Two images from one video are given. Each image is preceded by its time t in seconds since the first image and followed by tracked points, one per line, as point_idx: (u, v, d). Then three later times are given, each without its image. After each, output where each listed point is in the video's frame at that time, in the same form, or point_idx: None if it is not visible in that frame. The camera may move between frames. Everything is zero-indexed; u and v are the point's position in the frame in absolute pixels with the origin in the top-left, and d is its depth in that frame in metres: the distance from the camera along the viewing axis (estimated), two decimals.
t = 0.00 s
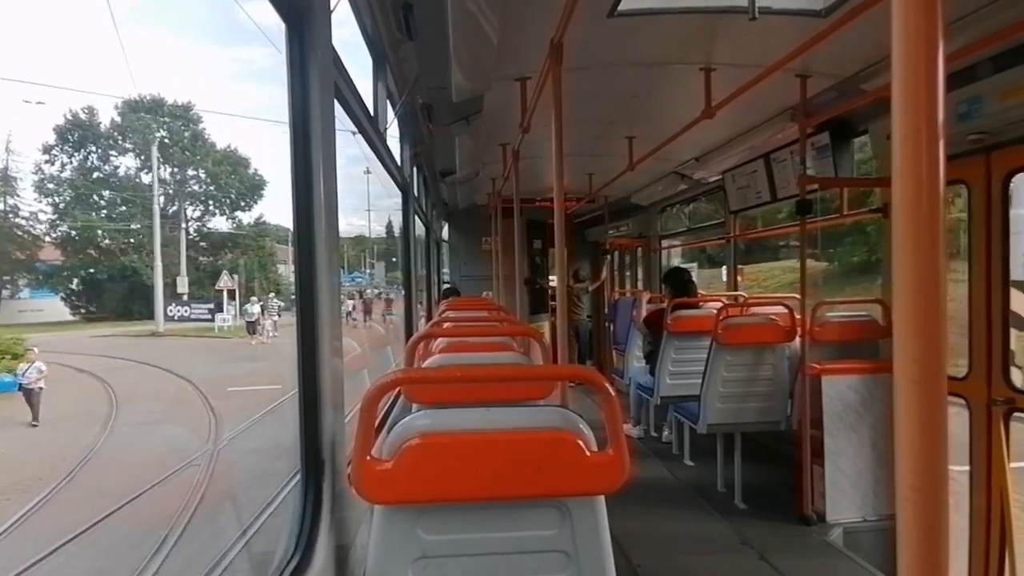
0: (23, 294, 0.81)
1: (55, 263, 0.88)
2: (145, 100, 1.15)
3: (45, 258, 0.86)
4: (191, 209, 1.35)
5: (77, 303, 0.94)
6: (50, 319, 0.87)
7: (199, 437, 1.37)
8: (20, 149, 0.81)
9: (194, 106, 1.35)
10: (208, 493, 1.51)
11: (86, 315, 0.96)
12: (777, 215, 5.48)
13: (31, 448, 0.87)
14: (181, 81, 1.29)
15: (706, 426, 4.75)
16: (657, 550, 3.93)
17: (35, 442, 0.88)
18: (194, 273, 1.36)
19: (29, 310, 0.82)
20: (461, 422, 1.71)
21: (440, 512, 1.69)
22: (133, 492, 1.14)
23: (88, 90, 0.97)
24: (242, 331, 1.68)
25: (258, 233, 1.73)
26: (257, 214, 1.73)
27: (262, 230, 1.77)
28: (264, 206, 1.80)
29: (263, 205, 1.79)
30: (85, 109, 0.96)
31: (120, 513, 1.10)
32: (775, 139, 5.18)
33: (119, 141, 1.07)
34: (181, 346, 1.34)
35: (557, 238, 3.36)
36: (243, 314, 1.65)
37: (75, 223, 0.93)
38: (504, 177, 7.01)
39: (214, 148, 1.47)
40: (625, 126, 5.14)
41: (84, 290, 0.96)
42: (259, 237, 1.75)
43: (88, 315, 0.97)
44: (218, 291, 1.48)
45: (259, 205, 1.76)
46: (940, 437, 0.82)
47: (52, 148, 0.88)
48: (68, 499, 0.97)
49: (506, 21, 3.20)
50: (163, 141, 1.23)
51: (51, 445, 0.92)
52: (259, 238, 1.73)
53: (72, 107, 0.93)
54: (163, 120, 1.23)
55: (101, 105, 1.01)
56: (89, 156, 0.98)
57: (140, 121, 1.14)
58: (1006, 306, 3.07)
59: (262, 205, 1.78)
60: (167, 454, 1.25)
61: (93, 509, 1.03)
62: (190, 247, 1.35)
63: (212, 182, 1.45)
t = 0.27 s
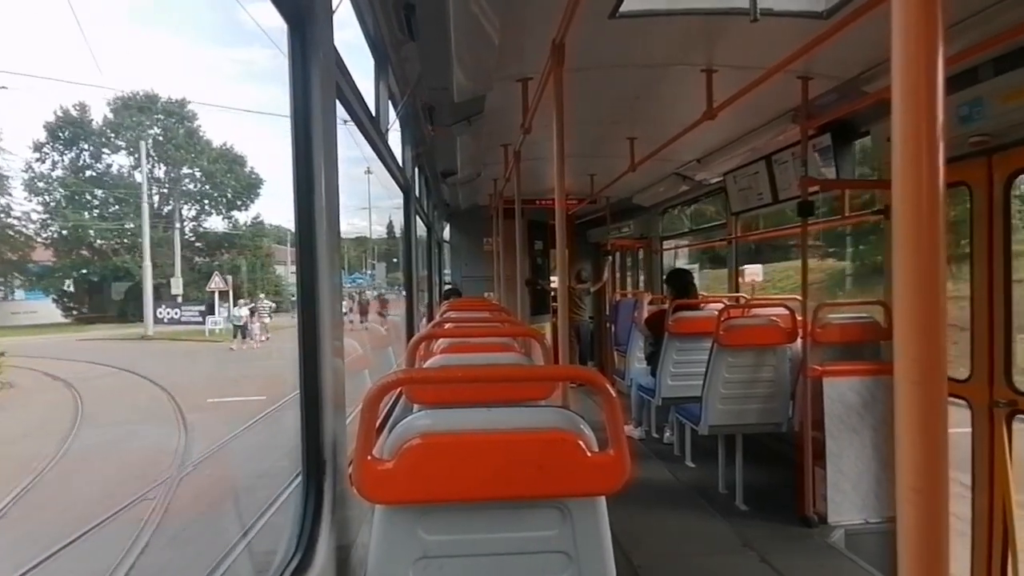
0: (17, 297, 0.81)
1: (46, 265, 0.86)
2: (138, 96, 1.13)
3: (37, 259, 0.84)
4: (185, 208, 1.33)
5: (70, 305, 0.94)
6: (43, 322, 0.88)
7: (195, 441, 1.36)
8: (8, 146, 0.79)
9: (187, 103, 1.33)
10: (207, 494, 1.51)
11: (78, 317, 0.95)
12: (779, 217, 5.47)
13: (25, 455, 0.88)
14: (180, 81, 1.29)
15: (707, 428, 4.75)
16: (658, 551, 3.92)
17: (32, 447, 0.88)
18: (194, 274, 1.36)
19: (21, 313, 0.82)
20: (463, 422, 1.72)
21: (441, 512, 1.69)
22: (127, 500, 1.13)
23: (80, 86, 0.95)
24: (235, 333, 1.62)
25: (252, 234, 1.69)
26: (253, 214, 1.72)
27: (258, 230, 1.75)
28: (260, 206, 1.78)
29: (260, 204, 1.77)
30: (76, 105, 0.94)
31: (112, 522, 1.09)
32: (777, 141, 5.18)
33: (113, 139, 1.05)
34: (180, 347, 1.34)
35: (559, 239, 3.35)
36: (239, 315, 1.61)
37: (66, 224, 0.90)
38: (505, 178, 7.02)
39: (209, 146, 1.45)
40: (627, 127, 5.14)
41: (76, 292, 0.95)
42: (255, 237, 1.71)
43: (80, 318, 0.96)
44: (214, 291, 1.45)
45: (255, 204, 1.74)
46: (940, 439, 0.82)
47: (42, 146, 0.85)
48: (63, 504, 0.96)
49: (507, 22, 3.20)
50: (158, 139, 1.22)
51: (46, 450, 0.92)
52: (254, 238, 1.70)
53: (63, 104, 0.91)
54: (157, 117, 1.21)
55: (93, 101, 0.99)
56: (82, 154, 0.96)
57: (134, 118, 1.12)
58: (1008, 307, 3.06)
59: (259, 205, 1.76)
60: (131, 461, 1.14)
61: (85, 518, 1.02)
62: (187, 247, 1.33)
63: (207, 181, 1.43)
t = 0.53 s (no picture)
0: (8, 297, 0.79)
1: (38, 264, 0.84)
2: (132, 91, 1.11)
3: (29, 259, 0.83)
4: (181, 208, 1.31)
5: (63, 307, 0.91)
6: (32, 323, 0.84)
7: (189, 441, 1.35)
8: None
9: (182, 99, 1.31)
10: (206, 493, 1.51)
11: (71, 318, 0.93)
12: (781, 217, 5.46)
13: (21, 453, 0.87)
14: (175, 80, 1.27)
15: (709, 428, 4.73)
16: (659, 552, 3.91)
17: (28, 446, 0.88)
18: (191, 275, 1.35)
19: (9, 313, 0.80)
20: (463, 421, 1.71)
21: (441, 512, 1.69)
22: (119, 504, 1.11)
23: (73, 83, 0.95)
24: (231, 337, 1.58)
25: (249, 234, 1.66)
26: (251, 213, 1.69)
27: (256, 231, 1.73)
28: (258, 205, 1.75)
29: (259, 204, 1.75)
30: (70, 102, 0.93)
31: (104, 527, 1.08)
32: (779, 141, 5.17)
33: (106, 137, 1.04)
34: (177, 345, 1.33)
35: (562, 238, 3.36)
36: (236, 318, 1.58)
37: (56, 222, 0.89)
38: (508, 178, 7.02)
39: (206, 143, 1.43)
40: (629, 127, 5.14)
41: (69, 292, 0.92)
42: (251, 238, 1.68)
43: (73, 317, 0.93)
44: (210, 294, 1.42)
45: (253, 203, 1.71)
46: (942, 439, 0.81)
47: (33, 143, 0.85)
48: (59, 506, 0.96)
49: (510, 22, 3.19)
50: (150, 135, 1.20)
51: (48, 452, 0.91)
52: (251, 239, 1.68)
53: (55, 100, 0.89)
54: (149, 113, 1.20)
55: (88, 99, 0.98)
56: (73, 152, 0.95)
57: (128, 114, 1.10)
58: (1011, 308, 3.05)
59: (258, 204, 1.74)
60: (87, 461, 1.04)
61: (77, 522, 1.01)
62: (181, 247, 1.31)
63: (202, 179, 1.41)
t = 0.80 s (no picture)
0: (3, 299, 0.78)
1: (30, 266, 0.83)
2: (122, 89, 1.09)
3: (20, 260, 0.81)
4: (175, 207, 1.30)
5: (53, 308, 0.89)
6: (26, 326, 0.83)
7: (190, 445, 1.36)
8: None
9: (176, 95, 1.30)
10: (210, 495, 1.51)
11: (63, 320, 0.91)
12: (784, 218, 5.46)
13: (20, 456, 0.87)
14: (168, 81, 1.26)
15: (712, 429, 4.73)
16: (662, 553, 3.91)
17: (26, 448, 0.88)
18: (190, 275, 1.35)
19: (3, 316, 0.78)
20: (466, 423, 1.72)
21: (444, 513, 1.69)
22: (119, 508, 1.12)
23: (64, 78, 0.92)
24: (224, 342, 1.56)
25: (244, 235, 1.64)
26: (248, 212, 1.68)
27: (254, 232, 1.71)
28: (255, 205, 1.73)
29: (257, 202, 1.74)
30: (59, 99, 0.91)
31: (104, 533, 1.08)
32: (782, 142, 5.17)
33: (96, 133, 1.02)
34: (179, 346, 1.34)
35: (562, 239, 3.33)
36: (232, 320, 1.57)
37: (47, 222, 0.87)
38: (510, 179, 7.02)
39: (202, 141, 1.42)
40: (632, 128, 5.14)
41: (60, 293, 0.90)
42: (247, 239, 1.66)
43: (65, 319, 0.91)
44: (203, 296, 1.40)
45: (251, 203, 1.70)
46: (947, 442, 0.81)
47: (25, 141, 0.82)
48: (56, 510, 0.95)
49: (512, 24, 3.20)
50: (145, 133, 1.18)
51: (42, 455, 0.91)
52: (247, 240, 1.66)
53: (46, 97, 0.87)
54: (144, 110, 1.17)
55: (79, 97, 0.96)
56: (65, 149, 0.92)
57: (120, 110, 1.08)
58: (1016, 308, 3.05)
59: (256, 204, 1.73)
60: (51, 469, 0.94)
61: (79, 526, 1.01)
62: (175, 246, 1.30)
63: (199, 178, 1.39)
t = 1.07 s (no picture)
0: None
1: (19, 266, 0.82)
2: (116, 83, 1.07)
3: (10, 261, 0.80)
4: (169, 205, 1.27)
5: (44, 309, 0.88)
6: (15, 328, 0.82)
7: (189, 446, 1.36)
8: None
9: (170, 90, 1.27)
10: (210, 494, 1.51)
11: (55, 322, 0.90)
12: (786, 216, 5.45)
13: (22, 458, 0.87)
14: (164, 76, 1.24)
15: (714, 427, 4.72)
16: (665, 552, 3.90)
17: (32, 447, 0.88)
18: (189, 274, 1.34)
19: None
20: (466, 422, 1.71)
21: (444, 513, 1.69)
22: (120, 509, 1.12)
23: (57, 71, 0.90)
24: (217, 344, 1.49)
25: (238, 233, 1.59)
26: (243, 210, 1.63)
27: (250, 232, 1.66)
28: (251, 203, 1.68)
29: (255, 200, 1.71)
30: (51, 93, 0.89)
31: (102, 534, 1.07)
32: (783, 140, 5.16)
33: (90, 129, 1.00)
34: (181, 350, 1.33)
35: (564, 237, 3.32)
36: (226, 322, 1.52)
37: (36, 219, 0.86)
38: (511, 178, 7.01)
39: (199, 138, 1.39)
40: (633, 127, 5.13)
41: (51, 293, 0.89)
42: (241, 238, 1.61)
43: (58, 321, 0.90)
44: (196, 296, 1.35)
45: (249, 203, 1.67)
46: (946, 440, 0.81)
47: (13, 137, 0.81)
48: (60, 511, 0.95)
49: (513, 23, 3.19)
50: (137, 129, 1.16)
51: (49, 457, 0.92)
52: (242, 238, 1.61)
53: (36, 92, 0.86)
54: (137, 105, 1.15)
55: (70, 90, 0.94)
56: (56, 147, 0.91)
57: (113, 106, 1.06)
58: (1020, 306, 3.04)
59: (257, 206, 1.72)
60: (22, 480, 0.87)
61: (80, 527, 1.01)
62: (170, 245, 1.27)
63: (193, 175, 1.36)
